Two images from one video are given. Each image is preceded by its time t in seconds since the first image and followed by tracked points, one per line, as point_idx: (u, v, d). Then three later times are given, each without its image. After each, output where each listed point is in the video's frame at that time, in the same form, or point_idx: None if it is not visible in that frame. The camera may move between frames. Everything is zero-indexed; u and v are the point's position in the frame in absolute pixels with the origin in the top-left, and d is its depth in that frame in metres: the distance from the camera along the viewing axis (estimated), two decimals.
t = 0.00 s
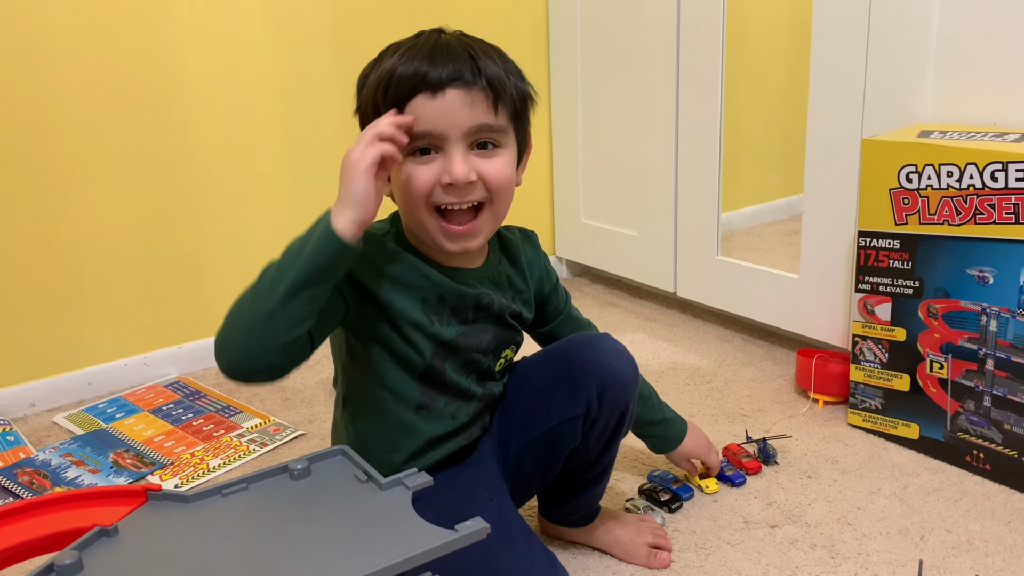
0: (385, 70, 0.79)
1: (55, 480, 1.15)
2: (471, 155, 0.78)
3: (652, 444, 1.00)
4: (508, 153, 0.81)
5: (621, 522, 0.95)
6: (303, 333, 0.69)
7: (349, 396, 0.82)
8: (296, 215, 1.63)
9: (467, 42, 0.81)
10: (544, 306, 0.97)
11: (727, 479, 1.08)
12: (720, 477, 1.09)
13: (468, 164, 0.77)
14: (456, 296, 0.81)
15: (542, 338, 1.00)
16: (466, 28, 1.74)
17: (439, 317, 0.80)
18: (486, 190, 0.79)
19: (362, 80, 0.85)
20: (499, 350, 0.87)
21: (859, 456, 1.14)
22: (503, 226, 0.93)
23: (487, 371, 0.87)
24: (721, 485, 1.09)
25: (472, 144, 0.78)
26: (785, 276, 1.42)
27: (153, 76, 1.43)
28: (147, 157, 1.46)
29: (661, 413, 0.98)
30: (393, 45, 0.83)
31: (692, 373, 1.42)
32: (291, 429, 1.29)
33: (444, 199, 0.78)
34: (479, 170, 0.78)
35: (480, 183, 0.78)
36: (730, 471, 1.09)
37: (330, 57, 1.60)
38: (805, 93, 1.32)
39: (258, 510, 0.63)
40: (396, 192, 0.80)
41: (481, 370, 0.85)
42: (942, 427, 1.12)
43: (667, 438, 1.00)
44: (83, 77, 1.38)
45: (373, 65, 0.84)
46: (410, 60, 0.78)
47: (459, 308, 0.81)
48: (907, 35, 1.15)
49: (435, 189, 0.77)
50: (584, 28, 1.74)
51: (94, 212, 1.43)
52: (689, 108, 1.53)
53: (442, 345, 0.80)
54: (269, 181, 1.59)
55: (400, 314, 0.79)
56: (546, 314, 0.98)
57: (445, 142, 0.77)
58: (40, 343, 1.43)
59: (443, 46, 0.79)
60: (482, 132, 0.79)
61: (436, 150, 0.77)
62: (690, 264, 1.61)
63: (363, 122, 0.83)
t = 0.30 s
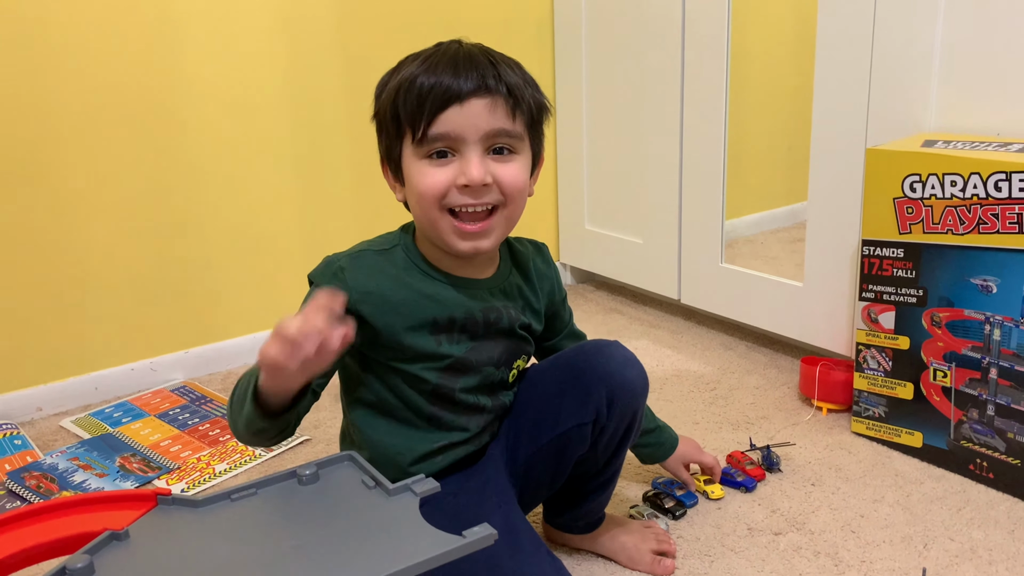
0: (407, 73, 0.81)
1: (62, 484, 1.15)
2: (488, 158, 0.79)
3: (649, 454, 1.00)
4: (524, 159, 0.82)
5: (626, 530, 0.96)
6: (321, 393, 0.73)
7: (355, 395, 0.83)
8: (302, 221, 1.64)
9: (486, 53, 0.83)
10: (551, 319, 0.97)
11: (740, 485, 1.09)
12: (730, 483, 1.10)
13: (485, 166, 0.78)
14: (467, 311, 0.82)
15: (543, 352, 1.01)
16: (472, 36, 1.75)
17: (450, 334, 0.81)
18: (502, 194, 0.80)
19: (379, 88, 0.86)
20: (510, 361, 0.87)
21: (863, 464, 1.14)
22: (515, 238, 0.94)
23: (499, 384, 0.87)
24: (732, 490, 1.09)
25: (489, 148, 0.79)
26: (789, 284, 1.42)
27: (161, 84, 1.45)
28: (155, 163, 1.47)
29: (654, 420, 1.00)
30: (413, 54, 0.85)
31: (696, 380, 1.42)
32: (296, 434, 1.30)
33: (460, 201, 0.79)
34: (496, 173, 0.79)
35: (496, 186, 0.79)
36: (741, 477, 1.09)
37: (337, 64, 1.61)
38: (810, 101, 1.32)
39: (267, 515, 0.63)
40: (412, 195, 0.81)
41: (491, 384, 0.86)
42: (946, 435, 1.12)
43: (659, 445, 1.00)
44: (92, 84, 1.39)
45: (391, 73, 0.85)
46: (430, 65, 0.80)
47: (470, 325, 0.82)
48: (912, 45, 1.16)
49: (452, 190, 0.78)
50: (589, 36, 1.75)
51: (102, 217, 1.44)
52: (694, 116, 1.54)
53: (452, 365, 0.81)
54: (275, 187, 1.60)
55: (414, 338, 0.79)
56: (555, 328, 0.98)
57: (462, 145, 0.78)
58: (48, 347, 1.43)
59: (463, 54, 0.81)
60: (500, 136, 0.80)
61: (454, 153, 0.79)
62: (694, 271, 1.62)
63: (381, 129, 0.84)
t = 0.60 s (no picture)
0: (411, 81, 0.81)
1: (66, 488, 1.16)
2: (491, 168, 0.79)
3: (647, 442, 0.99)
4: (527, 168, 0.83)
5: (629, 539, 0.96)
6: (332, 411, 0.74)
7: (359, 405, 0.84)
8: (307, 226, 1.64)
9: (490, 60, 0.83)
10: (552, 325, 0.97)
11: (743, 492, 1.09)
12: (733, 491, 1.10)
13: (488, 177, 0.79)
14: (471, 322, 0.82)
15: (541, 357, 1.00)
16: (478, 43, 1.76)
17: (455, 344, 0.82)
18: (505, 203, 0.81)
19: (382, 95, 0.86)
20: (514, 369, 0.88)
21: (866, 472, 1.14)
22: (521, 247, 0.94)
23: (504, 392, 0.87)
24: (735, 498, 1.09)
25: (492, 158, 0.80)
26: (793, 291, 1.42)
27: (168, 89, 1.45)
28: (160, 169, 1.47)
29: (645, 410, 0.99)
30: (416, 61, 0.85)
31: (699, 387, 1.42)
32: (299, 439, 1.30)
33: (462, 211, 0.79)
34: (498, 183, 0.80)
35: (498, 196, 0.80)
36: (744, 485, 1.09)
37: (343, 71, 1.61)
38: (814, 109, 1.33)
39: (270, 519, 0.63)
40: (416, 204, 0.81)
41: (496, 392, 0.86)
42: (949, 444, 1.12)
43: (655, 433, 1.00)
44: (99, 89, 1.40)
45: (394, 80, 0.85)
46: (433, 74, 0.80)
47: (475, 334, 0.83)
48: (916, 53, 1.16)
49: (454, 200, 0.79)
50: (594, 43, 1.75)
51: (108, 222, 1.45)
52: (698, 123, 1.54)
53: (456, 374, 0.82)
54: (280, 192, 1.60)
55: (420, 350, 0.80)
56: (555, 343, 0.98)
57: (464, 155, 0.79)
58: (53, 350, 1.44)
59: (466, 63, 0.81)
60: (502, 146, 0.80)
61: (457, 163, 0.79)
62: (698, 278, 1.62)
63: (384, 136, 0.84)
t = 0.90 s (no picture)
0: (342, 106, 0.75)
1: (72, 484, 1.16)
2: (413, 201, 0.73)
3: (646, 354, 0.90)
4: (460, 195, 0.75)
5: (632, 539, 0.96)
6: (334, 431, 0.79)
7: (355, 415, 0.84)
8: (313, 225, 1.65)
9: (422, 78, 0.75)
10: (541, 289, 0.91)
11: (746, 495, 1.09)
12: (736, 494, 1.10)
13: (409, 211, 0.72)
14: (444, 334, 0.80)
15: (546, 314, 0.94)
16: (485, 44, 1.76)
17: (431, 358, 0.80)
18: (432, 236, 0.74)
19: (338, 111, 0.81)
20: (502, 372, 0.85)
21: (870, 476, 1.14)
22: (500, 240, 0.89)
23: (495, 394, 0.86)
24: (738, 501, 1.09)
25: (416, 189, 0.73)
26: (798, 294, 1.42)
27: (176, 88, 1.46)
28: (168, 169, 1.48)
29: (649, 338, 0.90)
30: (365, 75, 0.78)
31: (703, 389, 1.42)
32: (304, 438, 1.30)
33: (387, 245, 0.74)
34: (424, 216, 0.73)
35: (423, 229, 0.73)
36: (747, 488, 1.09)
37: (350, 71, 1.62)
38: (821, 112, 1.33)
39: (274, 517, 0.64)
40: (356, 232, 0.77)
41: (483, 398, 0.85)
42: (953, 448, 1.12)
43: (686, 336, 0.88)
44: (108, 88, 1.41)
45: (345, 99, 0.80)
46: (361, 99, 0.74)
47: (451, 343, 0.81)
48: (923, 57, 1.16)
49: (376, 237, 0.73)
50: (601, 45, 1.75)
51: (115, 219, 1.45)
52: (704, 126, 1.54)
53: (437, 387, 0.81)
54: (287, 192, 1.61)
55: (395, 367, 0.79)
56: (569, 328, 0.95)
57: (384, 189, 0.72)
58: (60, 347, 1.45)
59: (394, 86, 0.74)
60: (426, 177, 0.73)
61: (379, 197, 0.73)
62: (703, 280, 1.62)
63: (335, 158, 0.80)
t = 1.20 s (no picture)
0: (203, 151, 0.70)
1: (77, 463, 1.17)
2: (304, 223, 0.68)
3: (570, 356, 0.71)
4: (352, 205, 0.70)
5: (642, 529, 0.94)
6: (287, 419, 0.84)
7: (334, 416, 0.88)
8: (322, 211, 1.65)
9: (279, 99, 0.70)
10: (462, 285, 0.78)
11: (749, 489, 1.08)
12: (740, 488, 1.09)
13: (304, 234, 0.67)
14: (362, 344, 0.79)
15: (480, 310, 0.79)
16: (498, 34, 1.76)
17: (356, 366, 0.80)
18: (336, 252, 0.69)
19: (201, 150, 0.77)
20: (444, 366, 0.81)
21: (874, 473, 1.14)
22: (410, 225, 0.81)
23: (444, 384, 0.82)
24: (741, 494, 1.09)
25: (303, 211, 0.68)
26: (806, 291, 1.42)
27: (187, 71, 1.46)
28: (178, 151, 1.48)
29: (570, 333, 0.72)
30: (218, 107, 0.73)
31: (709, 383, 1.42)
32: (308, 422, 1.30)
33: (293, 274, 0.69)
34: (320, 235, 0.68)
35: (325, 246, 0.68)
36: (750, 482, 1.09)
37: (363, 58, 1.61)
38: (834, 109, 1.32)
39: (279, 495, 0.64)
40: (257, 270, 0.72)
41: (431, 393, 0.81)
42: (959, 447, 1.11)
43: (513, 379, 0.63)
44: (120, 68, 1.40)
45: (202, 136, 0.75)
46: (219, 136, 0.69)
47: (376, 350, 0.79)
48: (939, 53, 1.15)
49: (277, 270, 0.69)
50: (614, 38, 1.75)
51: (125, 200, 1.45)
52: (716, 121, 1.53)
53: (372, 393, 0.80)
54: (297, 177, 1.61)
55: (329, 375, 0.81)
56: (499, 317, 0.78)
57: (270, 220, 0.67)
58: (68, 326, 1.45)
59: (251, 112, 0.69)
60: (311, 195, 0.68)
61: (268, 230, 0.68)
62: (711, 275, 1.61)
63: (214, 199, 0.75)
